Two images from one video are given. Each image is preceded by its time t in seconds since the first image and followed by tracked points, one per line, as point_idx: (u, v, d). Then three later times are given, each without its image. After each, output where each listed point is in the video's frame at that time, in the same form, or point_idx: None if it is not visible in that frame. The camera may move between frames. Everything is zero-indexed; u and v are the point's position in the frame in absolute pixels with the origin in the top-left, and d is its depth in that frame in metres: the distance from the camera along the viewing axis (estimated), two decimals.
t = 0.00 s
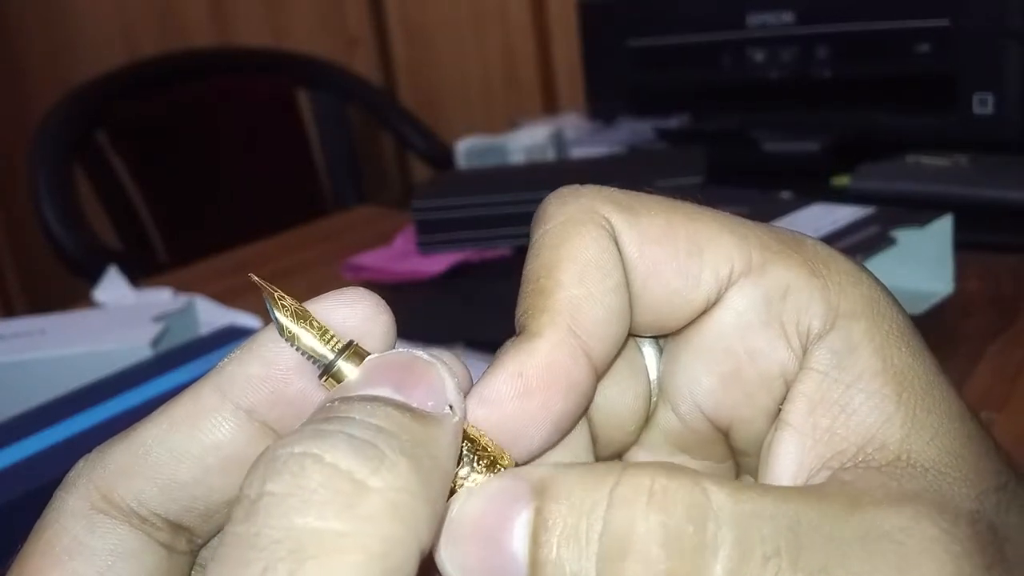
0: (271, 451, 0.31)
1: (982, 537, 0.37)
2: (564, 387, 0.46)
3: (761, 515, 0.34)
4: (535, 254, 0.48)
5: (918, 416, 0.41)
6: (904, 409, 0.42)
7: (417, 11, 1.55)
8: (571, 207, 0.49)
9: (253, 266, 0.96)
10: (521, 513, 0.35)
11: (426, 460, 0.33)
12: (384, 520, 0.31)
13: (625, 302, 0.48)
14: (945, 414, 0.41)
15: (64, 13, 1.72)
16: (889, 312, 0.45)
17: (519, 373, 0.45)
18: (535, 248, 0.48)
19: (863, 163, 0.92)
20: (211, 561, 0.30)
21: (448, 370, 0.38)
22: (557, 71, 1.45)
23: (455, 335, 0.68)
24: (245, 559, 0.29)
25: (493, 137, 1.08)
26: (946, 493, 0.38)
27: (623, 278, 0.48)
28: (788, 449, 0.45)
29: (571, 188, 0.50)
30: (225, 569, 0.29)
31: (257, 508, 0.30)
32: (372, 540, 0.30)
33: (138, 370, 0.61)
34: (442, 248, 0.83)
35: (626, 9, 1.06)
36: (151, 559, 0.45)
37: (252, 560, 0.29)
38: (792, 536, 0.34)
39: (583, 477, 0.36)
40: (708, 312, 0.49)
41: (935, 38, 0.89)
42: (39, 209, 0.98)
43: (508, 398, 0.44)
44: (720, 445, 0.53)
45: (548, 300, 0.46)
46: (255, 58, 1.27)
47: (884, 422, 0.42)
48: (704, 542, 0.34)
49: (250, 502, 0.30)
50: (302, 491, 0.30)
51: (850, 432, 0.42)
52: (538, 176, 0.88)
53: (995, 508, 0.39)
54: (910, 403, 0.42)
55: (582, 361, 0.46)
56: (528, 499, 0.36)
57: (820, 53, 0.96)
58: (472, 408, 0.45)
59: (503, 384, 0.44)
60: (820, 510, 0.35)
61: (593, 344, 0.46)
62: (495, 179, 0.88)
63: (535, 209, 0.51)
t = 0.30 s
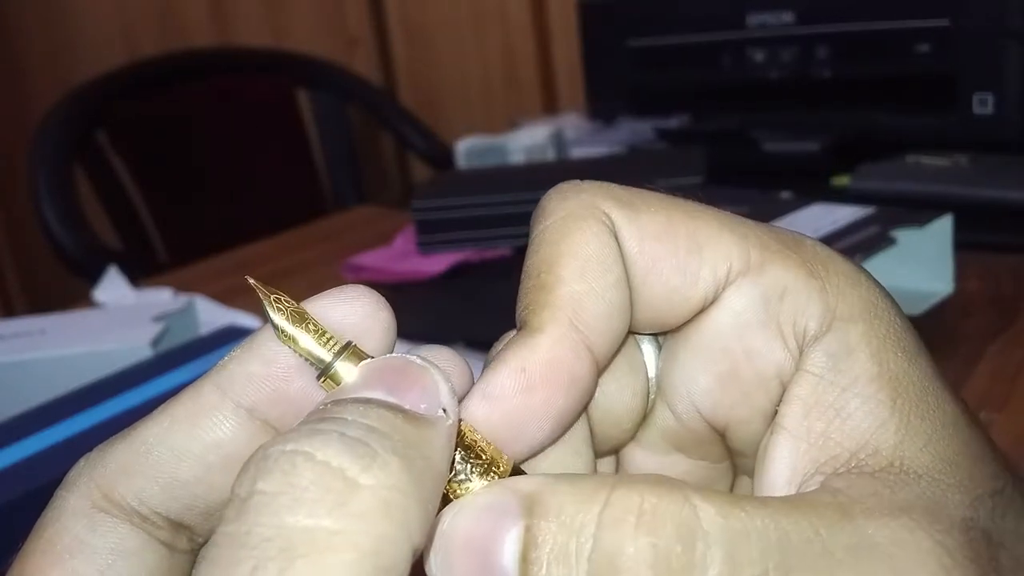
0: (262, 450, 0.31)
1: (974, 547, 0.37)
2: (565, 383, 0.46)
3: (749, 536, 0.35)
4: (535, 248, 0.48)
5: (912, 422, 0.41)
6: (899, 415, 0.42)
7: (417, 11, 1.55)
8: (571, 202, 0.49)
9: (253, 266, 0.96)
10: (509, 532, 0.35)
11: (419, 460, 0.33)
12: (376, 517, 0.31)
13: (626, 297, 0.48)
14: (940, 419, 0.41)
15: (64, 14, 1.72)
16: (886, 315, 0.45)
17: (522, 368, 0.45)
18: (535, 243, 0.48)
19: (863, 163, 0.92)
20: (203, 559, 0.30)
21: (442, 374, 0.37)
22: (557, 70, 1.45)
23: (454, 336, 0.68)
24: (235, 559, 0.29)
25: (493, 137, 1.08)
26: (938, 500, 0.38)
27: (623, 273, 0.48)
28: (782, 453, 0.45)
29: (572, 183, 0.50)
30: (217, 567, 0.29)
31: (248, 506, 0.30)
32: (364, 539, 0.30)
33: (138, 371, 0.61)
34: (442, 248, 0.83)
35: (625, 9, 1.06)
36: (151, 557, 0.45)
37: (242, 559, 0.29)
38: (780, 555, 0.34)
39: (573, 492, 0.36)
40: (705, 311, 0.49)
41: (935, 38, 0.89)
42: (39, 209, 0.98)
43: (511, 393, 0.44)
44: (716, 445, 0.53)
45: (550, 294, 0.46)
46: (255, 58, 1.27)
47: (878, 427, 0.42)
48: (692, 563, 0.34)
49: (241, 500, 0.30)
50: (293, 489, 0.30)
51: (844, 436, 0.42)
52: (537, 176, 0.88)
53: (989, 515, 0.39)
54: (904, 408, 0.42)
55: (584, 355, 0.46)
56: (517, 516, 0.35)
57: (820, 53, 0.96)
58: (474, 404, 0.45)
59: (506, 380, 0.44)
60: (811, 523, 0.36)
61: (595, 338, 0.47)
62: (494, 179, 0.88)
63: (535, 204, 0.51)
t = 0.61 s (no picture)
0: (256, 450, 0.32)
1: (972, 553, 0.37)
2: (567, 379, 0.46)
3: (742, 546, 0.35)
4: (538, 244, 0.48)
5: (910, 426, 0.41)
6: (897, 419, 0.42)
7: (417, 11, 1.55)
8: (575, 198, 0.49)
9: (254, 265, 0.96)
10: (505, 541, 0.35)
11: (415, 462, 0.33)
12: (371, 517, 0.31)
13: (628, 295, 0.48)
14: (939, 424, 0.41)
15: (64, 14, 1.72)
16: (887, 318, 0.45)
17: (525, 364, 0.45)
18: (538, 238, 0.48)
19: (863, 163, 0.92)
20: (194, 561, 0.30)
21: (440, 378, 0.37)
22: (557, 70, 1.45)
23: (454, 336, 0.68)
24: (228, 560, 0.29)
25: (493, 137, 1.08)
26: (936, 505, 0.38)
27: (626, 269, 0.48)
28: (781, 454, 0.45)
29: (576, 179, 0.50)
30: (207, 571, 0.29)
31: (241, 508, 0.30)
32: (359, 539, 0.30)
33: (138, 371, 0.61)
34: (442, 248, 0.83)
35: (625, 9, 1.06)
36: (153, 557, 0.45)
37: (235, 560, 0.29)
38: (775, 563, 0.34)
39: (569, 500, 0.36)
40: (706, 310, 0.49)
41: (935, 38, 0.89)
42: (39, 209, 0.98)
43: (513, 389, 0.45)
44: (714, 444, 0.53)
45: (553, 290, 0.46)
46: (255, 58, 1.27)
47: (877, 431, 0.42)
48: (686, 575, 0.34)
49: (234, 501, 0.30)
50: (288, 489, 0.30)
51: (842, 440, 0.42)
52: (537, 176, 0.88)
53: (987, 521, 0.39)
54: (903, 412, 0.42)
55: (587, 351, 0.46)
56: (513, 525, 0.35)
57: (820, 53, 0.96)
58: (476, 402, 0.45)
59: (509, 376, 0.45)
60: (806, 530, 0.36)
61: (598, 335, 0.47)
62: (494, 179, 0.88)
63: (539, 200, 0.51)
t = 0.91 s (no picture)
0: (262, 449, 0.32)
1: (974, 549, 0.37)
2: (567, 379, 0.46)
3: (746, 539, 0.35)
4: (538, 245, 0.48)
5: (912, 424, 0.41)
6: (899, 417, 0.42)
7: (417, 11, 1.55)
8: (574, 199, 0.49)
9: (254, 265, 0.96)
10: (506, 538, 0.35)
11: (420, 462, 0.33)
12: (376, 518, 0.31)
13: (629, 294, 0.48)
14: (940, 421, 0.41)
15: (65, 13, 1.72)
16: (888, 316, 0.45)
17: (526, 363, 0.45)
18: (539, 239, 0.49)
19: (863, 162, 0.92)
20: (199, 561, 0.30)
21: (443, 377, 0.37)
22: (557, 70, 1.45)
23: (454, 336, 0.68)
24: (233, 559, 0.29)
25: (493, 137, 1.08)
26: (938, 502, 0.38)
27: (625, 269, 0.48)
28: (783, 452, 0.45)
29: (576, 180, 0.50)
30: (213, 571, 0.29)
31: (246, 507, 0.30)
32: (365, 539, 0.30)
33: (138, 370, 0.61)
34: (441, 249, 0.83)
35: (626, 8, 1.06)
36: (154, 556, 0.45)
37: (241, 559, 0.29)
38: (778, 557, 0.34)
39: (570, 497, 0.36)
40: (707, 309, 0.49)
41: (935, 38, 0.89)
42: (39, 209, 0.98)
43: (514, 388, 0.45)
44: (714, 444, 0.53)
45: (553, 290, 0.46)
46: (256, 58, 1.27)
47: (879, 429, 0.42)
48: (688, 568, 0.34)
49: (240, 500, 0.30)
50: (293, 489, 0.30)
51: (843, 439, 0.43)
52: (537, 176, 0.88)
53: (990, 520, 0.39)
54: (905, 410, 0.42)
55: (588, 350, 0.46)
56: (514, 522, 0.35)
57: (820, 53, 0.96)
58: (478, 401, 0.45)
59: (509, 375, 0.45)
60: (809, 525, 0.36)
61: (599, 335, 0.47)
62: (494, 179, 0.88)
63: (539, 201, 0.51)
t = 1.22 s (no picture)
0: (281, 450, 0.32)
1: (986, 532, 0.37)
2: (567, 381, 0.46)
3: (767, 507, 0.34)
4: (539, 251, 0.48)
5: (921, 412, 0.41)
6: (908, 405, 0.42)
7: (416, 11, 1.55)
8: (574, 205, 0.49)
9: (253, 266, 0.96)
10: (524, 510, 0.36)
11: (434, 463, 0.33)
12: (392, 521, 0.31)
13: (630, 296, 0.48)
14: (948, 410, 0.42)
15: (64, 14, 1.72)
16: (892, 309, 0.45)
17: (524, 367, 0.45)
18: (540, 245, 0.48)
19: (863, 163, 0.92)
20: (218, 561, 0.30)
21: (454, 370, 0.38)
22: (557, 70, 1.45)
23: (454, 337, 0.68)
24: (253, 560, 0.29)
25: (493, 137, 1.08)
26: (950, 488, 0.38)
27: (625, 274, 0.48)
28: (792, 444, 0.45)
29: (575, 188, 0.50)
30: (230, 569, 0.29)
31: (267, 508, 0.30)
32: (381, 540, 0.30)
33: (138, 371, 0.61)
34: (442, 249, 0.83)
35: (625, 9, 1.06)
36: (154, 556, 0.45)
37: (259, 561, 0.29)
38: (798, 528, 0.34)
39: (589, 471, 0.36)
40: (712, 309, 0.49)
41: (935, 38, 0.89)
42: (39, 209, 0.97)
43: (512, 392, 0.44)
44: (724, 440, 0.53)
45: (552, 294, 0.46)
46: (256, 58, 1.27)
47: (889, 417, 0.42)
48: (711, 535, 0.34)
49: (260, 501, 0.31)
50: (312, 491, 0.30)
51: (853, 427, 0.43)
52: (538, 175, 0.88)
53: (1000, 507, 0.39)
54: (913, 398, 0.42)
55: (586, 354, 0.46)
56: (532, 495, 0.36)
57: (820, 53, 0.96)
58: (478, 406, 0.45)
59: (506, 379, 0.44)
60: (828, 501, 0.35)
61: (598, 338, 0.47)
62: (495, 178, 0.88)
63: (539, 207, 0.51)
